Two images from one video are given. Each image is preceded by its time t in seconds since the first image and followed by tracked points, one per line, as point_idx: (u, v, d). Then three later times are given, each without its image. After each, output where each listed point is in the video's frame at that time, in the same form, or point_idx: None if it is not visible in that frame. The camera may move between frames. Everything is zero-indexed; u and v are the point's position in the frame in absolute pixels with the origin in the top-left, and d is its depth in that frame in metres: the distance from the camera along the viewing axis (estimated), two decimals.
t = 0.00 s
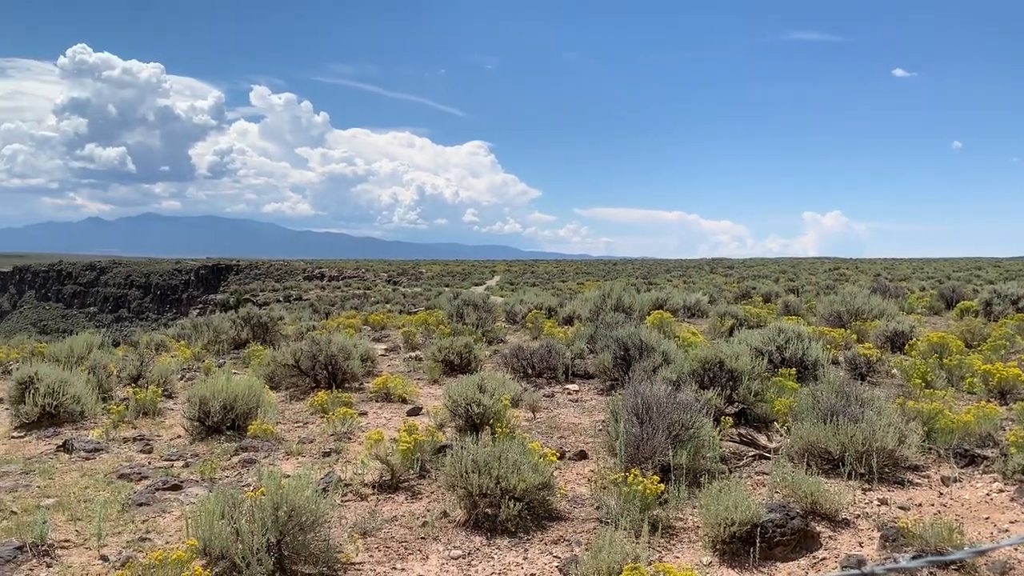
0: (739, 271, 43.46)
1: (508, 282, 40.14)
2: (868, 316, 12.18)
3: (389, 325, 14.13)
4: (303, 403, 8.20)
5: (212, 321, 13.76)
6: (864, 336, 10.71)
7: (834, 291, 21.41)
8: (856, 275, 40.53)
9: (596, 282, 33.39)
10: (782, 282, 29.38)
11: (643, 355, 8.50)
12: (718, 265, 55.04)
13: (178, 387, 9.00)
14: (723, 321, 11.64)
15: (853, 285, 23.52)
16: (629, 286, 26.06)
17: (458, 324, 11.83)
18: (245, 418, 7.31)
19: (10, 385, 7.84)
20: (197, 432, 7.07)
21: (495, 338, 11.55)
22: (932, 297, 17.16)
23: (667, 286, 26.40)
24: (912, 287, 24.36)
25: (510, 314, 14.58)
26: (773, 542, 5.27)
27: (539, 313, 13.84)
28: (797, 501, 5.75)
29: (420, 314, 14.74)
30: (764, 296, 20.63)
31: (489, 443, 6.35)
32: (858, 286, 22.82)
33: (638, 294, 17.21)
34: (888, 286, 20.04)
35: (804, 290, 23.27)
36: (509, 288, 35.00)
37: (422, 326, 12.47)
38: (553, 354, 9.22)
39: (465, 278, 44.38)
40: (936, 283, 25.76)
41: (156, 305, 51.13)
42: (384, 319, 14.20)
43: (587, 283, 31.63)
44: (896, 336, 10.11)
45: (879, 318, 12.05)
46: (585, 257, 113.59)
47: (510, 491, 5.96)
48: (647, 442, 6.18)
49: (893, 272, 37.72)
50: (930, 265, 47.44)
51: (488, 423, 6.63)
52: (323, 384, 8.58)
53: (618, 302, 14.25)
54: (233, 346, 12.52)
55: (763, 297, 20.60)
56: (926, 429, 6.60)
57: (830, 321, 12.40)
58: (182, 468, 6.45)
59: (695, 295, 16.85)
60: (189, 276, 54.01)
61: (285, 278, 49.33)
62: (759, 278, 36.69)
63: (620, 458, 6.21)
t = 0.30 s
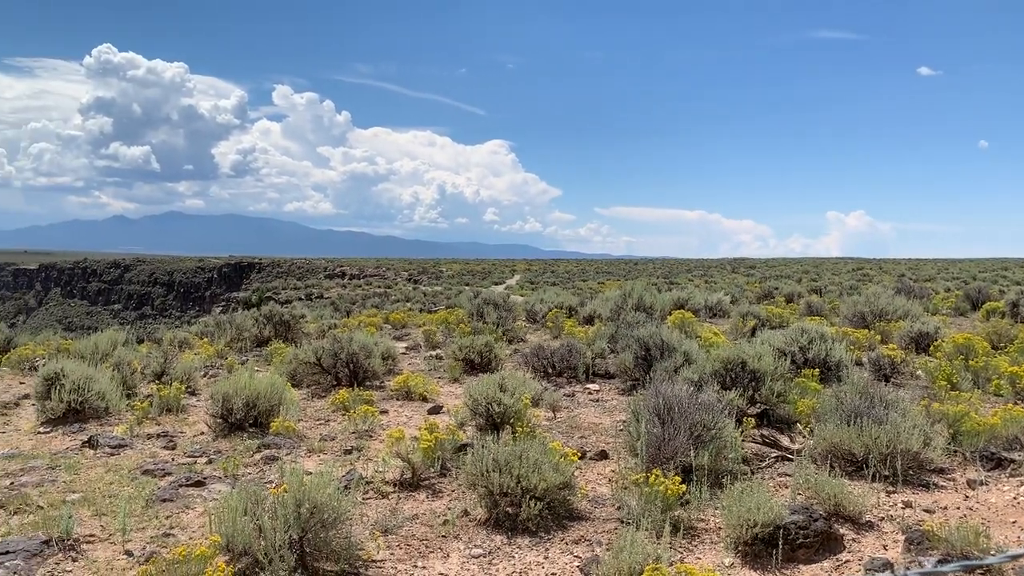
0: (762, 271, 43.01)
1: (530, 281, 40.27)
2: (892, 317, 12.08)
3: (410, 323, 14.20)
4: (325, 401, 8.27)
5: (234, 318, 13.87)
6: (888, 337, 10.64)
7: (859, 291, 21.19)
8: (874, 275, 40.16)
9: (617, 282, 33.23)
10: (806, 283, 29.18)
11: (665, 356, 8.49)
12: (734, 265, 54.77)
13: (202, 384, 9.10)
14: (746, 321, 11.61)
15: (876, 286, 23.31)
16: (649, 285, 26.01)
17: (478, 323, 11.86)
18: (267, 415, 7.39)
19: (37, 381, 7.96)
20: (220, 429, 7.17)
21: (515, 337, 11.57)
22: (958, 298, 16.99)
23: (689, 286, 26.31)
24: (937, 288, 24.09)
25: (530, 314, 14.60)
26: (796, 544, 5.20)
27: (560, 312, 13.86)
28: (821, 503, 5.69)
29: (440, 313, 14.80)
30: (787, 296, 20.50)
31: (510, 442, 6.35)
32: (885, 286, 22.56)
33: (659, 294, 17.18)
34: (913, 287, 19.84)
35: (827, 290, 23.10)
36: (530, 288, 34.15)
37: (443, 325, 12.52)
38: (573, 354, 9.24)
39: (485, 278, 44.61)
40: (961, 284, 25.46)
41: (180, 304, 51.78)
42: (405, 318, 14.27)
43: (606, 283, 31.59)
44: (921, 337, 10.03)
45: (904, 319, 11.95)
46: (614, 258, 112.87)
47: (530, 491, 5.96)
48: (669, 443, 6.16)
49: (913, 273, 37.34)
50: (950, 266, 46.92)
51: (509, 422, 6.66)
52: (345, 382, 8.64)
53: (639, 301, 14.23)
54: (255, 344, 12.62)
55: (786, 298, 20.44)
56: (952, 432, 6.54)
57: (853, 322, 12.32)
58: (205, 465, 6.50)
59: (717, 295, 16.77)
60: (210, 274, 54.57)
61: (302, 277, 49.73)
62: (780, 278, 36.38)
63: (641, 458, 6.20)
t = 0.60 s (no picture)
0: (784, 271, 43.66)
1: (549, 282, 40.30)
2: (915, 318, 11.99)
3: (429, 323, 14.25)
4: (345, 401, 8.33)
5: (255, 317, 13.97)
6: (911, 338, 10.56)
7: (883, 292, 20.95)
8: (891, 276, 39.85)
9: (637, 282, 33.13)
10: (828, 283, 29.07)
11: (685, 356, 8.48)
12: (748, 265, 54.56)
13: (223, 383, 9.19)
14: (766, 322, 11.57)
15: (898, 287, 23.12)
16: (668, 285, 25.99)
17: (498, 323, 11.89)
18: (288, 414, 7.45)
19: (61, 379, 8.07)
20: (241, 428, 7.24)
21: (534, 337, 11.59)
22: (982, 300, 16.83)
23: (710, 286, 26.23)
24: (960, 289, 23.89)
25: (549, 314, 14.61)
26: (818, 546, 5.14)
27: (579, 312, 13.86)
28: (842, 506, 5.64)
29: (459, 313, 14.84)
30: (808, 297, 20.37)
31: (530, 442, 6.36)
32: (910, 287, 22.27)
33: (679, 294, 17.13)
34: (937, 288, 19.65)
35: (849, 291, 22.93)
36: (547, 288, 34.20)
37: (462, 325, 12.56)
38: (592, 354, 9.25)
39: (506, 278, 44.60)
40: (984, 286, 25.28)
41: (202, 303, 52.27)
42: (424, 317, 14.33)
43: (623, 283, 31.61)
44: (945, 339, 9.96)
45: (928, 320, 11.85)
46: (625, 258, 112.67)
47: (550, 491, 5.95)
48: (689, 444, 6.14)
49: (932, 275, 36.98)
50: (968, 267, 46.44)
51: (528, 423, 6.68)
52: (365, 382, 8.69)
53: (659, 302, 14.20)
54: (276, 343, 12.72)
55: (808, 299, 20.27)
56: (977, 434, 6.48)
57: (875, 323, 12.23)
58: (227, 463, 6.56)
59: (738, 296, 16.71)
60: (229, 274, 55.06)
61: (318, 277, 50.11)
62: (804, 278, 36.08)
63: (662, 459, 6.18)
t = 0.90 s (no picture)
0: (802, 274, 44.82)
1: (566, 284, 40.38)
2: (937, 321, 11.89)
3: (446, 324, 14.29)
4: (363, 401, 8.37)
5: (274, 318, 14.07)
6: (933, 341, 10.47)
7: (904, 295, 20.78)
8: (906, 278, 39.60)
9: (654, 284, 33.06)
10: (847, 285, 28.92)
11: (703, 359, 8.47)
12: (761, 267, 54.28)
13: (242, 383, 9.26)
14: (785, 325, 11.52)
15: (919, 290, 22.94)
16: (685, 287, 25.92)
17: (515, 325, 11.90)
18: (306, 414, 7.50)
19: (83, 379, 8.17)
20: (260, 428, 7.30)
21: (551, 339, 11.61)
22: (1006, 303, 16.67)
23: (727, 289, 26.17)
24: (981, 292, 23.67)
25: (566, 316, 14.61)
26: (838, 551, 5.08)
27: (596, 314, 13.86)
28: (862, 510, 5.60)
29: (476, 314, 14.87)
30: (828, 299, 20.24)
31: (547, 445, 6.37)
32: (930, 290, 22.07)
33: (697, 296, 17.08)
34: (959, 291, 19.45)
35: (868, 294, 22.79)
36: (564, 288, 35.70)
37: (479, 326, 12.58)
38: (610, 356, 9.25)
39: (523, 278, 44.72)
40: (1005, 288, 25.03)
41: (220, 303, 52.69)
42: (441, 319, 14.37)
43: (639, 285, 31.54)
44: (966, 342, 9.88)
45: (949, 323, 11.75)
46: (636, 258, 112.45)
47: (567, 493, 5.95)
48: (708, 447, 6.13)
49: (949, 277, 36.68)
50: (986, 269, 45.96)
51: (546, 425, 6.69)
52: (382, 382, 8.74)
53: (677, 304, 14.17)
54: (294, 344, 12.80)
55: (827, 302, 20.15)
56: (999, 439, 6.42)
57: (896, 326, 12.15)
58: (246, 463, 6.61)
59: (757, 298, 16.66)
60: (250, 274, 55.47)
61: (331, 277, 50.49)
62: (820, 280, 35.86)
63: (680, 462, 6.17)
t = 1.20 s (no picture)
0: (817, 276, 44.07)
1: (580, 287, 40.39)
2: (955, 326, 11.80)
3: (460, 327, 14.31)
4: (378, 404, 8.40)
5: (290, 322, 14.16)
6: (951, 346, 10.39)
7: (922, 298, 20.59)
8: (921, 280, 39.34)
9: (667, 287, 33.01)
10: (863, 289, 28.74)
11: (719, 363, 8.46)
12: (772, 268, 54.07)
13: (257, 386, 9.32)
14: (802, 329, 11.47)
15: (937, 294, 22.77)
16: (700, 291, 25.86)
17: (530, 329, 11.91)
18: (322, 417, 7.53)
19: (100, 381, 8.25)
20: (276, 431, 7.34)
21: (566, 343, 11.62)
22: None
23: (743, 293, 26.06)
24: (1001, 296, 23.45)
25: (581, 319, 14.60)
26: (855, 557, 5.01)
27: (611, 318, 13.86)
28: (880, 515, 5.56)
29: (491, 317, 14.90)
30: (845, 303, 20.12)
31: (562, 449, 6.37)
32: (949, 294, 21.83)
33: (713, 300, 17.03)
34: (978, 295, 19.27)
35: (885, 298, 22.64)
36: (580, 291, 35.96)
37: (493, 330, 12.61)
38: (625, 360, 9.26)
39: (537, 281, 44.78)
40: None
41: (236, 305, 53.08)
42: (455, 322, 14.40)
43: (652, 288, 31.48)
44: (986, 347, 9.81)
45: (968, 328, 11.66)
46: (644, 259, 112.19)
47: (583, 497, 5.94)
48: (724, 451, 6.11)
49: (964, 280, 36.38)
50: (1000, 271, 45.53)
51: (561, 429, 6.70)
52: (397, 386, 8.77)
53: (692, 307, 14.15)
54: (310, 347, 12.86)
55: (844, 306, 20.03)
56: (1020, 445, 6.36)
57: (913, 330, 12.07)
58: (262, 465, 6.64)
59: (773, 302, 16.60)
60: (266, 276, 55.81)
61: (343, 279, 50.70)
62: (835, 284, 35.68)
63: (696, 467, 6.16)
